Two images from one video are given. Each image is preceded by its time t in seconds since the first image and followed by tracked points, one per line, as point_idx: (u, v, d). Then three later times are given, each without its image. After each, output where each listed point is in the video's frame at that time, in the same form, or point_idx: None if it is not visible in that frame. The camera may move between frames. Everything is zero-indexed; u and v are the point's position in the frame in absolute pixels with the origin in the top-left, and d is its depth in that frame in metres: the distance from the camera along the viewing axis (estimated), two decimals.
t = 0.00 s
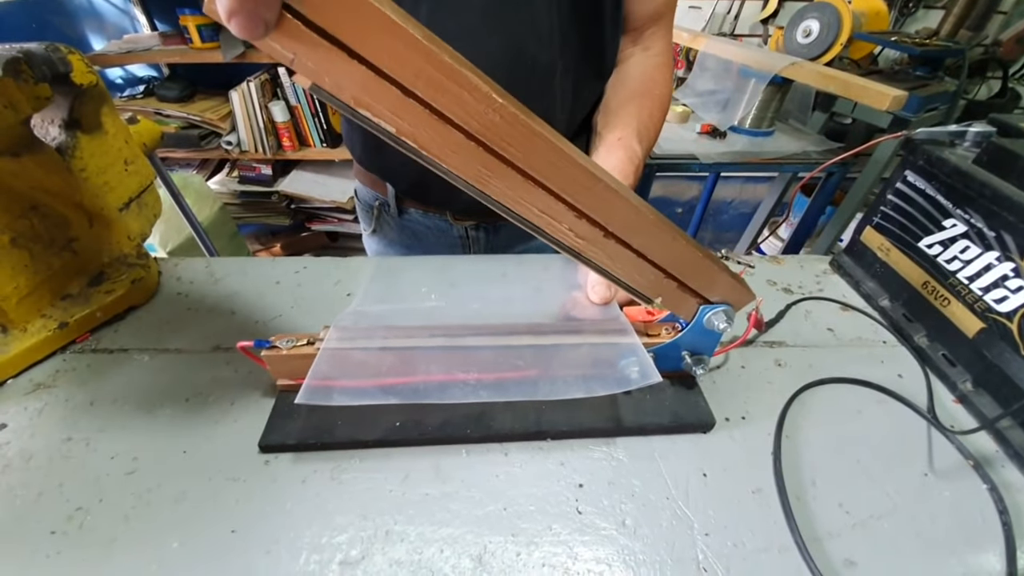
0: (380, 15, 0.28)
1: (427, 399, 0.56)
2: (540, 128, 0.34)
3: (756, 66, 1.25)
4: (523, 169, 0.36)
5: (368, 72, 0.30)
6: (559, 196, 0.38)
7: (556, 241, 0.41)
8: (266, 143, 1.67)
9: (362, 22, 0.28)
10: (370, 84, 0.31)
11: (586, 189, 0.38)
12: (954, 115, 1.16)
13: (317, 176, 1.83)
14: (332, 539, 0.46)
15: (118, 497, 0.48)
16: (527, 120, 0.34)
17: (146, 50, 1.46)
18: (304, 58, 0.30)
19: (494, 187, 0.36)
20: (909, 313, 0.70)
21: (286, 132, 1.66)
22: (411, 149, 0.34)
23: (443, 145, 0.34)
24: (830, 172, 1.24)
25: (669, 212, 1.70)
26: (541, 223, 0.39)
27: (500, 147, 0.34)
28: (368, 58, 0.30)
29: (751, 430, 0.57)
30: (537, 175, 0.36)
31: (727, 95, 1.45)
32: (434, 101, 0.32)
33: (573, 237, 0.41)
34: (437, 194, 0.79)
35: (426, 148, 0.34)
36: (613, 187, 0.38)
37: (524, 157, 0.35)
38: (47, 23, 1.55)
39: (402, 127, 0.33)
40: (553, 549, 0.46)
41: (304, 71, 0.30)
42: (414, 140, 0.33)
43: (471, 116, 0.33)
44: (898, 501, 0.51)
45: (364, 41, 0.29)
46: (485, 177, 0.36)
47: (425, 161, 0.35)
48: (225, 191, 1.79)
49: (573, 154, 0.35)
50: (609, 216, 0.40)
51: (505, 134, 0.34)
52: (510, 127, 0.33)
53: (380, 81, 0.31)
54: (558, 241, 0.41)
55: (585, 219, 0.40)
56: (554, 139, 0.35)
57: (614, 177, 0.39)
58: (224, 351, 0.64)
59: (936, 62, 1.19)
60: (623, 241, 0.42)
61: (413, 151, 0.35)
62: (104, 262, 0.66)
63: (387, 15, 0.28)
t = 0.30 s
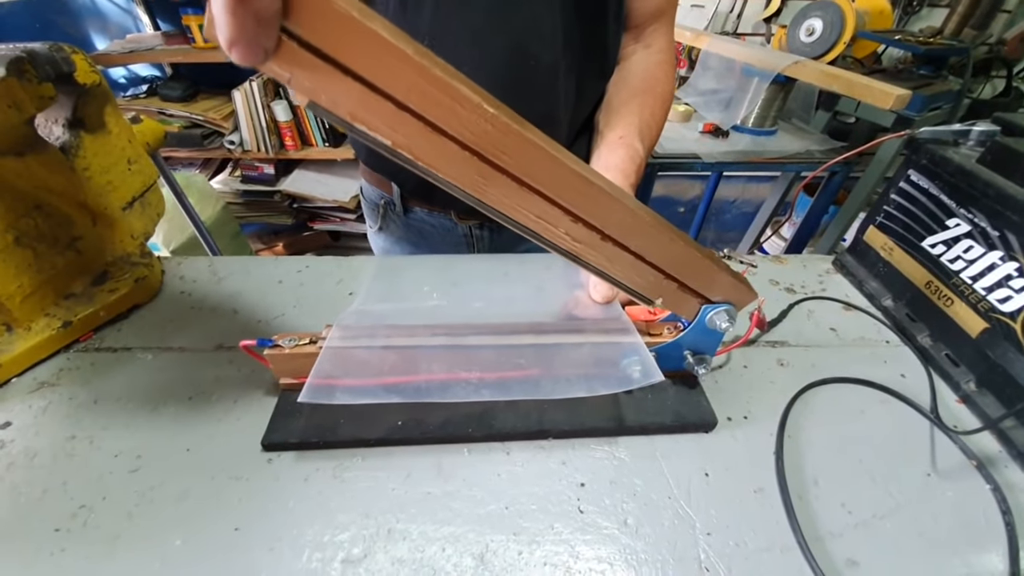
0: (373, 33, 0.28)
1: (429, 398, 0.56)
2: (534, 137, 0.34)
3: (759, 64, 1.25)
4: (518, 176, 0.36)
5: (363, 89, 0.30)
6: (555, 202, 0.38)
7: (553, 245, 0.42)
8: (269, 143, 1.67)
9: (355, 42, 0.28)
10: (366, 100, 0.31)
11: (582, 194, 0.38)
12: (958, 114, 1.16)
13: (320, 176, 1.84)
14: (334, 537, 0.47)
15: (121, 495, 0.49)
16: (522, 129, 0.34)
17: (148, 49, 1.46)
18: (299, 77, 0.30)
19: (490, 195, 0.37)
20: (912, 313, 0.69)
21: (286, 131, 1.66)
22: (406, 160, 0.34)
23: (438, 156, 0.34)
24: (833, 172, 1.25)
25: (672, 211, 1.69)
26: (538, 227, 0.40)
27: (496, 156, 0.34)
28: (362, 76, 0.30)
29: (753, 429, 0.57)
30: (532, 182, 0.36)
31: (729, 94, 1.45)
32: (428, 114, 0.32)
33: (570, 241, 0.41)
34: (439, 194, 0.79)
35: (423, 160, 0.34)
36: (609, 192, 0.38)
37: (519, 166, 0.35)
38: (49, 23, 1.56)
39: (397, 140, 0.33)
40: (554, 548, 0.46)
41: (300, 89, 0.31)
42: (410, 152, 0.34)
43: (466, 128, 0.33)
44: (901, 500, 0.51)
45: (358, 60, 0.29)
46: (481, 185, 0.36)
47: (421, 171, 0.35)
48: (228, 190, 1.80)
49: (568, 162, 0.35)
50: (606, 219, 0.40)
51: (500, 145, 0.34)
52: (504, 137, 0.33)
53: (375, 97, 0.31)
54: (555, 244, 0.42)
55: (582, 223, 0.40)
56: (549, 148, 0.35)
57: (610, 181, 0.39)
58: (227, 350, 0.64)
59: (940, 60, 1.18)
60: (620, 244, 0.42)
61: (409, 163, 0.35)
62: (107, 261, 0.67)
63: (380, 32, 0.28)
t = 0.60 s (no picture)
0: (369, 47, 0.30)
1: (432, 397, 0.56)
2: (529, 143, 0.35)
3: (763, 64, 1.25)
4: (515, 181, 0.37)
5: (362, 100, 0.32)
6: (552, 205, 0.39)
7: (553, 248, 0.42)
8: (272, 143, 1.68)
9: (351, 55, 0.30)
10: (365, 111, 0.32)
11: (580, 197, 0.38)
12: (962, 112, 1.15)
13: (323, 176, 1.85)
14: (338, 535, 0.47)
15: (127, 493, 0.49)
16: (517, 135, 0.35)
17: (152, 51, 1.47)
18: (301, 90, 0.32)
19: (489, 201, 0.38)
20: (916, 312, 0.69)
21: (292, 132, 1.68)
22: (406, 168, 0.36)
23: (436, 163, 0.35)
24: (837, 171, 1.25)
25: (675, 210, 1.69)
26: (538, 231, 0.40)
27: (492, 162, 0.35)
28: (360, 88, 0.32)
29: (756, 429, 0.57)
30: (529, 187, 0.37)
31: (732, 93, 1.44)
32: (425, 123, 0.33)
33: (571, 245, 0.42)
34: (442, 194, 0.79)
35: (421, 168, 0.36)
36: (606, 194, 0.39)
37: (516, 171, 0.36)
38: (55, 25, 1.57)
39: (396, 149, 0.34)
40: (556, 547, 0.46)
41: (302, 102, 0.33)
42: (409, 160, 0.35)
43: (462, 136, 0.34)
44: (904, 500, 0.51)
45: (354, 72, 0.31)
46: (479, 191, 0.37)
47: (421, 179, 0.37)
48: (232, 190, 1.80)
49: (563, 166, 0.36)
50: (605, 222, 0.41)
51: (496, 151, 0.35)
52: (500, 143, 0.34)
53: (373, 108, 0.32)
54: (556, 247, 0.42)
55: (581, 226, 0.40)
56: (545, 152, 0.36)
57: (608, 184, 0.40)
58: (231, 350, 0.64)
59: (944, 59, 1.18)
60: (620, 246, 0.43)
61: (410, 171, 0.36)
62: (112, 261, 0.67)
63: (375, 45, 0.30)
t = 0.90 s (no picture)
0: (363, 62, 0.31)
1: (435, 396, 0.56)
2: (524, 149, 0.36)
3: (766, 62, 1.24)
4: (511, 187, 0.37)
5: (359, 114, 0.33)
6: (550, 210, 0.39)
7: (553, 252, 0.43)
8: (275, 143, 1.70)
9: (346, 70, 0.31)
10: (363, 125, 0.34)
11: (577, 201, 0.39)
12: (965, 110, 1.15)
13: (324, 176, 1.86)
14: (342, 533, 0.47)
15: (132, 492, 0.49)
16: (512, 142, 0.35)
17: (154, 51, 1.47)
18: (300, 106, 0.33)
19: (487, 207, 0.38)
20: (919, 310, 0.69)
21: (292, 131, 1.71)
22: (405, 178, 0.37)
23: (434, 172, 0.36)
24: (839, 169, 1.24)
25: (676, 209, 1.69)
26: (536, 235, 0.41)
27: (488, 169, 0.36)
28: (357, 102, 0.33)
29: (758, 427, 0.57)
30: (526, 193, 0.38)
31: (734, 91, 1.44)
32: (421, 133, 0.34)
33: (570, 247, 0.42)
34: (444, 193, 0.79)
35: (419, 177, 0.36)
36: (603, 198, 0.39)
37: (512, 177, 0.37)
38: (57, 26, 1.57)
39: (394, 159, 0.35)
40: (559, 544, 0.47)
41: (301, 117, 0.34)
42: (407, 169, 0.36)
43: (457, 144, 0.35)
44: (906, 498, 0.51)
45: (349, 87, 0.32)
46: (477, 198, 0.38)
47: (420, 188, 0.38)
48: (233, 190, 1.81)
49: (558, 170, 0.37)
50: (603, 225, 0.41)
51: (492, 159, 0.36)
52: (495, 150, 0.35)
53: (370, 120, 0.33)
54: (555, 251, 0.43)
55: (579, 229, 0.41)
56: (539, 158, 0.36)
57: (605, 188, 0.40)
58: (234, 349, 0.65)
59: (947, 56, 1.17)
60: (619, 248, 0.43)
61: (409, 180, 0.37)
62: (116, 261, 0.68)
63: (369, 61, 0.31)
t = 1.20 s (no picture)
0: (353, 80, 0.31)
1: (435, 395, 0.56)
2: (515, 157, 0.36)
3: (766, 60, 1.23)
4: (505, 195, 0.37)
5: (353, 131, 0.33)
6: (544, 217, 0.39)
7: (550, 258, 0.43)
8: (275, 143, 1.71)
9: (339, 90, 0.31)
10: (357, 141, 0.34)
11: (572, 208, 0.39)
12: (967, 109, 1.15)
13: (325, 176, 1.86)
14: (343, 533, 0.47)
15: (134, 491, 0.49)
16: (504, 152, 0.35)
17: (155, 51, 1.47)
18: (296, 127, 0.33)
19: (482, 216, 0.38)
20: (920, 309, 0.69)
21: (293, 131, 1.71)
22: (400, 191, 0.37)
23: (428, 184, 0.36)
24: (840, 167, 1.24)
25: (677, 208, 1.69)
26: (533, 242, 0.41)
27: (483, 179, 0.36)
28: (350, 121, 0.33)
29: (759, 427, 0.57)
30: (520, 200, 0.38)
31: (734, 90, 1.44)
32: (413, 146, 0.34)
33: (566, 253, 0.42)
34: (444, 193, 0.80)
35: (415, 190, 0.37)
36: (597, 202, 0.39)
37: (505, 185, 0.37)
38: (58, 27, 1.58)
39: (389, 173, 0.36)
40: (560, 544, 0.47)
41: (297, 137, 0.34)
42: (402, 183, 0.36)
43: (451, 157, 0.35)
44: (907, 498, 0.51)
45: (343, 107, 0.32)
46: (472, 207, 0.38)
47: (416, 200, 0.38)
48: (234, 190, 1.81)
49: (551, 178, 0.37)
50: (599, 231, 0.41)
51: (485, 168, 0.36)
52: (487, 160, 0.35)
53: (363, 136, 0.34)
54: (553, 256, 0.43)
55: (575, 234, 0.41)
56: (531, 166, 0.36)
57: (598, 192, 0.40)
58: (235, 348, 0.65)
59: (948, 54, 1.17)
60: (616, 253, 0.43)
61: (405, 194, 0.37)
62: (117, 260, 0.68)
63: (360, 80, 0.31)
